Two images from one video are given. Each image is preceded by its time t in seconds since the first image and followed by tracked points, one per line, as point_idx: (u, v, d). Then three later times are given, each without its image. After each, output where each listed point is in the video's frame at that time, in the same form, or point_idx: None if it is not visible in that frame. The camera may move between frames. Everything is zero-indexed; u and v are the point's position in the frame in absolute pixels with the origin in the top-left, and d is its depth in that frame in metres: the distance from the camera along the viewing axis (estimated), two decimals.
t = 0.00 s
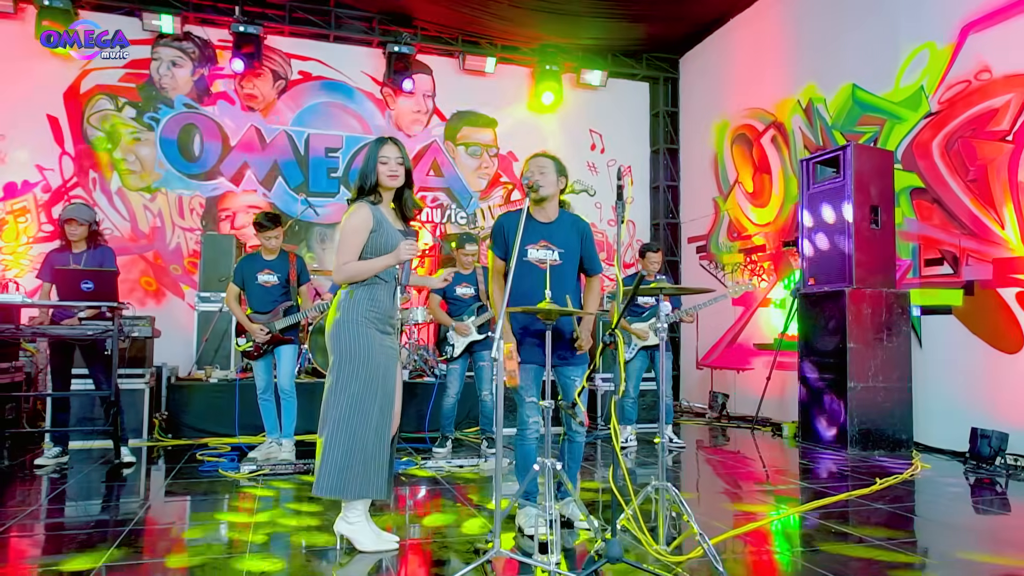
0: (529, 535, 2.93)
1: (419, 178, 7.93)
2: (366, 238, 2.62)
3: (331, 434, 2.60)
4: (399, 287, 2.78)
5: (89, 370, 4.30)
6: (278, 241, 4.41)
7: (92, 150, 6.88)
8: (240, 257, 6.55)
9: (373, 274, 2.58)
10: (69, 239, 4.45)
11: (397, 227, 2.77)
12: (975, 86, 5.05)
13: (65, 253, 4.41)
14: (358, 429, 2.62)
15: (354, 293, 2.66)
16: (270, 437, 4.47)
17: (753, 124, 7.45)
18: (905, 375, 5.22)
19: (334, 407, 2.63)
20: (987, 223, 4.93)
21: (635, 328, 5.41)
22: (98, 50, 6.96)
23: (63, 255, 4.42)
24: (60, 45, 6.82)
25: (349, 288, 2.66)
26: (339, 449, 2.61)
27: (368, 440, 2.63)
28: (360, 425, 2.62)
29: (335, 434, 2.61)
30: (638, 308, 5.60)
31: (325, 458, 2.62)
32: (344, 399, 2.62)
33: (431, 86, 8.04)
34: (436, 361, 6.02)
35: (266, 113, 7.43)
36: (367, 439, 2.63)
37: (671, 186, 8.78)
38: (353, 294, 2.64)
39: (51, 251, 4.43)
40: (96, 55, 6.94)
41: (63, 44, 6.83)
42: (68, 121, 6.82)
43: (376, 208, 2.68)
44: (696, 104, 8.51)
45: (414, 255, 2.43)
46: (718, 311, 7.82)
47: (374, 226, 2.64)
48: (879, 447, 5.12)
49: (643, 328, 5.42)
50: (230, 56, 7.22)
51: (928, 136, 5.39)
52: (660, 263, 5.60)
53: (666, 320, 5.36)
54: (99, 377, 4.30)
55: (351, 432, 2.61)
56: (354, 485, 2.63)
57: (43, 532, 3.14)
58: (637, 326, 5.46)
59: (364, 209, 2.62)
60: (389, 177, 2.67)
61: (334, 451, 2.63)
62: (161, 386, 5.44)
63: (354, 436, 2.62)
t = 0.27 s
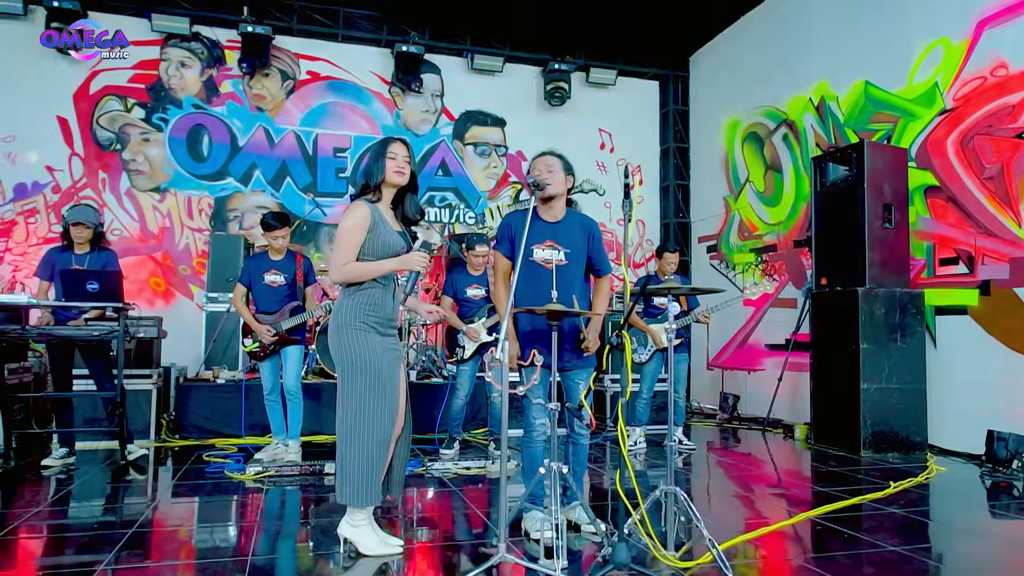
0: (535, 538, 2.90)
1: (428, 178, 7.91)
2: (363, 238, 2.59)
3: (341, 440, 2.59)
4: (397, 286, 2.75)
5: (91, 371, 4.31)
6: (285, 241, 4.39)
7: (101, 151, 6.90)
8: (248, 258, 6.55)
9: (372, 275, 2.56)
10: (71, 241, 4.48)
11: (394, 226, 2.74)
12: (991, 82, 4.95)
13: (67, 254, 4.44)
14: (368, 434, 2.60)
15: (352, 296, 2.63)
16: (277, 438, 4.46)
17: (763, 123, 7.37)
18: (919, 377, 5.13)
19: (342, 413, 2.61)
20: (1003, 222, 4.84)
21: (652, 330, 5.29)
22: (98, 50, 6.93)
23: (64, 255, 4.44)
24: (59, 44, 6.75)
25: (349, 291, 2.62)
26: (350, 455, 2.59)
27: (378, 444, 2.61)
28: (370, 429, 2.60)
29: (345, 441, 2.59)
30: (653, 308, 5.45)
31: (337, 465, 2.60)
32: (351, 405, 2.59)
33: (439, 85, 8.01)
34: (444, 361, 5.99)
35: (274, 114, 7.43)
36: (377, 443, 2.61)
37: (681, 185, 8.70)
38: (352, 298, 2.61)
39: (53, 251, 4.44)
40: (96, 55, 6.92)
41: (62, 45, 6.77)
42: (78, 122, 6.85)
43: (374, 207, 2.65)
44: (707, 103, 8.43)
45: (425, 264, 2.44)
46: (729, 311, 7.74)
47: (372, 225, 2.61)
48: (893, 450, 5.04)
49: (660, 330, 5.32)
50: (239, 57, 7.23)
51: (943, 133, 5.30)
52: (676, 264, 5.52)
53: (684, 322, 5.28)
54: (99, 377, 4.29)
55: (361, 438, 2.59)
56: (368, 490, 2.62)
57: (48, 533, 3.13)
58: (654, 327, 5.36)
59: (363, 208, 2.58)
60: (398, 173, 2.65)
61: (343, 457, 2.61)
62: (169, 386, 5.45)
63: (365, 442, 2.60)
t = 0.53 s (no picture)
0: (541, 540, 2.86)
1: (435, 177, 7.89)
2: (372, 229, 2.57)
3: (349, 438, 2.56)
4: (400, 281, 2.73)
5: (95, 370, 4.31)
6: (289, 240, 4.38)
7: (109, 151, 6.92)
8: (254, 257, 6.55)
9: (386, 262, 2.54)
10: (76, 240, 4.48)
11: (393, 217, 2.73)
12: (1005, 77, 4.87)
13: (71, 253, 4.45)
14: (376, 432, 2.58)
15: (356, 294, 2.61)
16: (282, 438, 4.44)
17: (773, 120, 7.30)
18: (932, 377, 5.06)
19: (349, 412, 2.58)
20: (1018, 219, 4.76)
21: (654, 326, 5.22)
22: (98, 50, 6.93)
23: (68, 254, 4.44)
24: (58, 44, 6.81)
25: (353, 289, 2.60)
26: (359, 454, 2.57)
27: (387, 441, 2.59)
28: (378, 427, 2.58)
29: (353, 440, 2.57)
30: (656, 305, 5.42)
31: (347, 465, 2.58)
32: (357, 402, 2.57)
33: (446, 84, 7.98)
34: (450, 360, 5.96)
35: (281, 113, 7.43)
36: (385, 440, 2.59)
37: (690, 183, 8.64)
38: (357, 295, 2.59)
39: (56, 250, 4.44)
40: (96, 55, 6.92)
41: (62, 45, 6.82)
42: (86, 122, 6.87)
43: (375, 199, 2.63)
44: (716, 100, 8.36)
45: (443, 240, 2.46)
46: (738, 310, 7.67)
47: (377, 215, 2.60)
48: (905, 451, 4.97)
49: (664, 327, 5.23)
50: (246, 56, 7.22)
51: (955, 129, 5.22)
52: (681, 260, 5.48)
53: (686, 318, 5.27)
54: (102, 376, 4.30)
55: (369, 436, 2.57)
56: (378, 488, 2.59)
57: (52, 532, 3.12)
58: (658, 325, 5.27)
59: (365, 200, 2.57)
60: (402, 166, 2.68)
61: (352, 456, 2.58)
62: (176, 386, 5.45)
63: (374, 439, 2.58)
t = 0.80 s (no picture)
0: (547, 543, 2.82)
1: (444, 176, 7.86)
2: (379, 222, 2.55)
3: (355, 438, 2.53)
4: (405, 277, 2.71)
5: (104, 369, 4.31)
6: (295, 239, 4.38)
7: (119, 151, 6.95)
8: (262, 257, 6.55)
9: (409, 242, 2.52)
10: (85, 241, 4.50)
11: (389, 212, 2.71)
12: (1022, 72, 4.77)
13: (80, 253, 4.45)
14: (383, 430, 2.55)
15: (363, 291, 2.58)
16: (289, 438, 4.43)
17: (785, 118, 7.22)
18: (947, 377, 4.97)
19: (356, 411, 2.55)
20: None
21: (653, 329, 5.31)
22: (99, 51, 6.95)
23: (77, 255, 4.44)
24: (58, 44, 6.85)
25: (360, 286, 2.57)
26: (365, 454, 2.54)
27: (392, 440, 2.56)
28: (384, 426, 2.55)
29: (359, 439, 2.54)
30: (656, 305, 5.45)
31: (353, 465, 2.55)
32: (363, 401, 2.54)
33: (455, 83, 7.96)
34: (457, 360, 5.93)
35: (290, 113, 7.43)
36: (391, 440, 2.56)
37: (700, 182, 8.57)
38: (364, 292, 2.56)
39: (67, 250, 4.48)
40: (97, 55, 6.94)
41: (62, 45, 6.86)
42: (96, 123, 6.91)
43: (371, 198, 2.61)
44: (726, 98, 8.28)
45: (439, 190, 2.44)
46: (749, 310, 7.59)
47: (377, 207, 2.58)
48: (920, 453, 4.89)
49: (662, 329, 5.34)
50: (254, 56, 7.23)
51: (971, 125, 5.12)
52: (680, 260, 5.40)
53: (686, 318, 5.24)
54: (111, 377, 4.30)
55: (376, 435, 2.54)
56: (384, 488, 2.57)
57: (58, 532, 3.11)
58: (657, 326, 5.36)
59: (362, 195, 2.54)
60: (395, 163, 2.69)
61: (357, 457, 2.55)
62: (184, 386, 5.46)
63: (381, 438, 2.55)
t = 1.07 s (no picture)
0: (553, 546, 2.79)
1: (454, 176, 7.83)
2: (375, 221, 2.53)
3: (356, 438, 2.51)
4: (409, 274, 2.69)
5: (118, 368, 4.31)
6: (303, 239, 4.38)
7: (131, 153, 6.99)
8: (272, 257, 6.57)
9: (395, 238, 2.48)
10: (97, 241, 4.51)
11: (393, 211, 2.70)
12: None
13: (93, 254, 4.48)
14: (385, 429, 2.53)
15: (366, 289, 2.56)
16: (297, 439, 4.43)
17: (797, 116, 7.13)
18: (963, 379, 4.88)
19: (358, 409, 2.53)
20: None
21: (658, 326, 5.27)
22: (98, 50, 6.97)
23: (91, 255, 4.47)
24: (65, 47, 6.91)
25: (362, 285, 2.55)
26: (367, 452, 2.52)
27: (394, 440, 2.54)
28: (386, 425, 2.53)
29: (361, 438, 2.52)
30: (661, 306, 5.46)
31: (354, 463, 2.52)
32: (365, 401, 2.52)
33: (464, 83, 7.94)
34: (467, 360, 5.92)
35: (300, 113, 7.44)
36: (393, 439, 2.54)
37: (712, 181, 8.49)
38: (366, 291, 2.54)
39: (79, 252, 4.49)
40: (95, 55, 6.96)
41: (62, 45, 6.90)
42: (108, 124, 6.95)
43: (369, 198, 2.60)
44: (738, 96, 8.20)
45: (419, 172, 2.36)
46: (762, 310, 7.51)
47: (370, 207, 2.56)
48: (935, 455, 4.80)
49: (667, 326, 5.27)
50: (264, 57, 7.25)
51: (988, 122, 5.01)
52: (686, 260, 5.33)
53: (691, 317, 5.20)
54: (126, 378, 4.30)
55: (377, 434, 2.52)
56: (386, 487, 2.55)
57: (67, 531, 3.11)
58: (661, 324, 5.32)
59: (354, 195, 2.54)
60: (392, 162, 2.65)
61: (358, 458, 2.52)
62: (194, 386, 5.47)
63: (383, 437, 2.53)
